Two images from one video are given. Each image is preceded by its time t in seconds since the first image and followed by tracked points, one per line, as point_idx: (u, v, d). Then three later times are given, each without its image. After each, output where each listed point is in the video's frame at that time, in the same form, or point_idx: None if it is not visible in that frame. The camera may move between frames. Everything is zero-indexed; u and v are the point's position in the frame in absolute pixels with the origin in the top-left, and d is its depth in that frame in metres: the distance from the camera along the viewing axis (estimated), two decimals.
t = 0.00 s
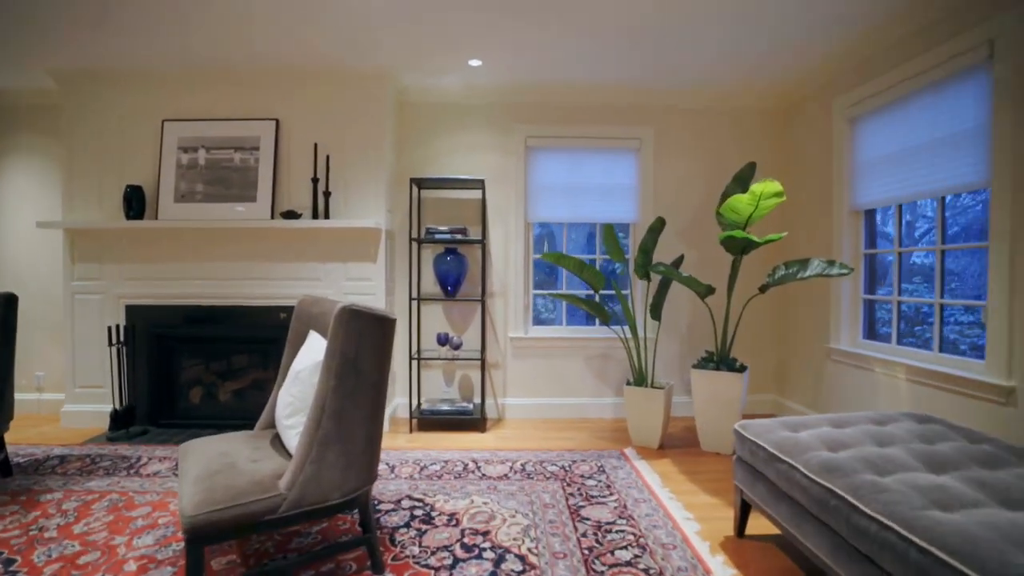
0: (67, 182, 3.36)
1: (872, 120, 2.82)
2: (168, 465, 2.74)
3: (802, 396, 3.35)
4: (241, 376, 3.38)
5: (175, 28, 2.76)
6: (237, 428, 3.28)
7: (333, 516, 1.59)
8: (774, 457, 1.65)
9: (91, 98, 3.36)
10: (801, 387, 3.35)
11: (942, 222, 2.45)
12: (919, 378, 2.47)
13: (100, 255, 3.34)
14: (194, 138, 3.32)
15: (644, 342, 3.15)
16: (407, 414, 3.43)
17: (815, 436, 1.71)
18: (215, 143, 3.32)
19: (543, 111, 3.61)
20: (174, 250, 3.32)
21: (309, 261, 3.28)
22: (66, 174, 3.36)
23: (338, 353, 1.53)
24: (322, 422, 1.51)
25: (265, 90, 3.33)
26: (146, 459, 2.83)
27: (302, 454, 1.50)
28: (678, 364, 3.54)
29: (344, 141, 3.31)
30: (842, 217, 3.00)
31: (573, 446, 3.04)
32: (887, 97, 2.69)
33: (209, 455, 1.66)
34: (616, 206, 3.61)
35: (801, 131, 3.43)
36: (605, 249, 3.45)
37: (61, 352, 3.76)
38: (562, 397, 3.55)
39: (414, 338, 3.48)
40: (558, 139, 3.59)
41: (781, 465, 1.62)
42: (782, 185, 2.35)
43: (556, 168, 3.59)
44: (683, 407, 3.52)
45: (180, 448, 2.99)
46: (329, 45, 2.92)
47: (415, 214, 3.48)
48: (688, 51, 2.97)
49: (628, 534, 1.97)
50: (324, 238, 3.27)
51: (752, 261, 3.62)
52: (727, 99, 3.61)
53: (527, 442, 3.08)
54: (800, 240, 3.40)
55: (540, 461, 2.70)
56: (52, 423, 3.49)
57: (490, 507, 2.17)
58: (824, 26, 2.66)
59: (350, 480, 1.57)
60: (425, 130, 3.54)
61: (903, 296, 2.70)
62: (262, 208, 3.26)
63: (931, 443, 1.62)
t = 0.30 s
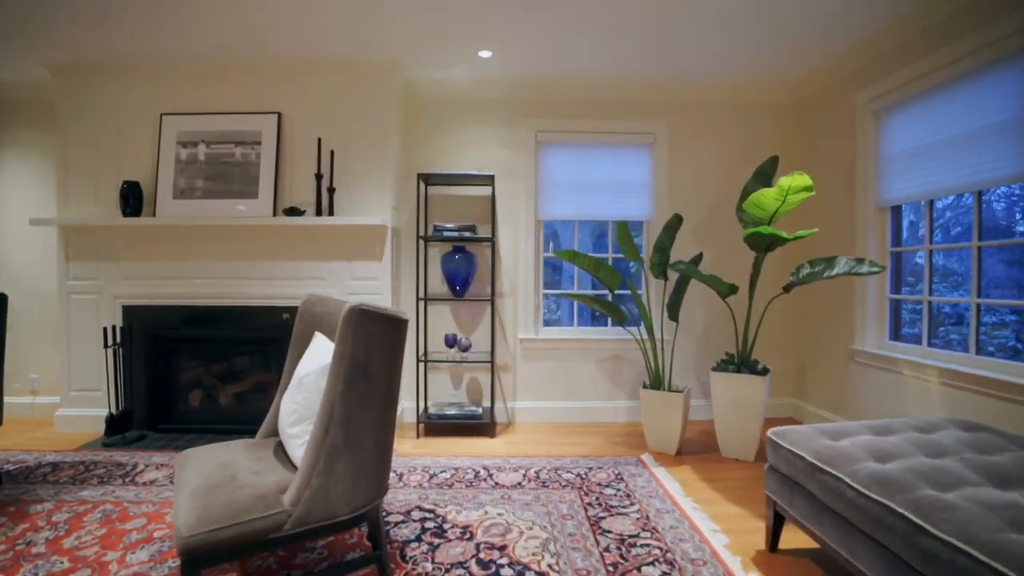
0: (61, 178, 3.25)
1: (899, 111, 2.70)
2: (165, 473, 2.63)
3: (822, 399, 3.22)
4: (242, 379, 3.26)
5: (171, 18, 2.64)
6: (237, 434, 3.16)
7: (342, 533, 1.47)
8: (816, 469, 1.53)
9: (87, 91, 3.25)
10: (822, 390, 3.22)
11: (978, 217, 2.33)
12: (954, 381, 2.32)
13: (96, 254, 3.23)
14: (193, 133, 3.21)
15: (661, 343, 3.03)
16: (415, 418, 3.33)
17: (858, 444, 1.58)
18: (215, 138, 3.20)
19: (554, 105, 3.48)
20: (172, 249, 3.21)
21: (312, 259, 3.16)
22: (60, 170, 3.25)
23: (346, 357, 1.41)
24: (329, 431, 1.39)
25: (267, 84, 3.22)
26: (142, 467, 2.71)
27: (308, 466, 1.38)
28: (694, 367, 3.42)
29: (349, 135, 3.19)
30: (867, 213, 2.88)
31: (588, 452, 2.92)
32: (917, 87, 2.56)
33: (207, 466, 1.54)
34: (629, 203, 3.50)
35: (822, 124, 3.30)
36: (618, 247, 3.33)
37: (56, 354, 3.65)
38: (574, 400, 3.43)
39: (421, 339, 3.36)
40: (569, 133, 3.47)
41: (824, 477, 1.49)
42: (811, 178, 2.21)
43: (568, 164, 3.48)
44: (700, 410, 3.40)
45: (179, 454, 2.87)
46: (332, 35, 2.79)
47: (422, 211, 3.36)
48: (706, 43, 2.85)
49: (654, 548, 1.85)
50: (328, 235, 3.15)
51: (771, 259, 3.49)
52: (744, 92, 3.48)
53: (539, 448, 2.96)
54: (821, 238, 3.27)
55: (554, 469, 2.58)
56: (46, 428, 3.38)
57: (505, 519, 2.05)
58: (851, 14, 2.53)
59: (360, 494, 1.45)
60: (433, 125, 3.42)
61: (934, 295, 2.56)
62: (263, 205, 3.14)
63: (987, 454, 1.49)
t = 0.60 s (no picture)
0: (61, 171, 3.14)
1: (937, 97, 2.55)
2: (167, 477, 2.52)
3: (851, 402, 3.07)
4: (247, 379, 3.15)
5: (171, 4, 2.53)
6: (242, 436, 3.04)
7: (353, 549, 1.34)
8: (872, 480, 1.38)
9: (87, 82, 3.14)
10: (851, 392, 3.07)
11: None
12: (1005, 384, 2.16)
13: (96, 250, 3.12)
14: (196, 124, 3.09)
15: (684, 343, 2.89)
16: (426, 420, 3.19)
17: (917, 453, 1.44)
18: (219, 129, 3.09)
19: (570, 95, 3.35)
20: (175, 244, 3.10)
21: (319, 255, 3.04)
22: (60, 163, 3.14)
23: (358, 355, 1.28)
24: (340, 438, 1.26)
25: (273, 73, 3.10)
26: (143, 471, 2.60)
27: (317, 476, 1.25)
28: (717, 367, 3.28)
29: (357, 126, 3.07)
30: (903, 205, 2.72)
31: (608, 455, 2.78)
32: (960, 71, 2.40)
33: (208, 474, 1.42)
34: (649, 197, 3.36)
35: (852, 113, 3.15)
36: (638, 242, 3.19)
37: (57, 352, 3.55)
38: (592, 401, 3.29)
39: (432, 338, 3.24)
40: (586, 124, 3.33)
41: (883, 490, 1.35)
42: (851, 166, 2.05)
43: (584, 156, 3.34)
44: (723, 413, 3.25)
45: (182, 457, 2.76)
46: (339, 22, 2.66)
47: (433, 205, 3.23)
48: (732, 29, 2.70)
49: (688, 563, 1.72)
50: (336, 230, 3.03)
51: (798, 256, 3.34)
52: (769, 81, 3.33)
53: (556, 452, 2.83)
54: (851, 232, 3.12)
55: (574, 474, 2.44)
56: (46, 428, 3.28)
57: (526, 530, 1.92)
58: None
59: (373, 506, 1.33)
60: (444, 116, 3.29)
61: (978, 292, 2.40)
62: (269, 199, 3.02)
63: None
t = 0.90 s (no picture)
0: (75, 165, 3.08)
1: (1005, 75, 2.35)
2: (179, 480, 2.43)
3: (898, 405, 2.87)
4: (263, 378, 3.06)
5: None
6: (257, 437, 2.95)
7: (374, 568, 1.21)
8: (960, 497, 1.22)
9: (101, 73, 3.07)
10: (899, 395, 2.87)
11: None
12: None
13: (110, 245, 3.05)
14: (210, 115, 3.00)
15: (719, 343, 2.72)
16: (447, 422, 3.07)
17: (1008, 467, 1.27)
18: (233, 120, 2.99)
19: (596, 83, 3.19)
20: (189, 239, 3.01)
21: (336, 250, 2.93)
22: (74, 156, 3.08)
23: (379, 354, 1.16)
24: (360, 446, 1.14)
25: (289, 62, 2.99)
26: (156, 472, 2.51)
27: (335, 487, 1.13)
28: (752, 368, 3.10)
29: (375, 116, 2.95)
30: (960, 194, 2.52)
31: (638, 460, 2.63)
32: None
33: (216, 483, 1.30)
34: (679, 189, 3.19)
35: (899, 98, 2.95)
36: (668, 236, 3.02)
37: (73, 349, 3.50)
38: (619, 403, 3.14)
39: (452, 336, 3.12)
40: (613, 113, 3.18)
41: (975, 509, 1.19)
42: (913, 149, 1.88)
43: (611, 146, 3.19)
44: (759, 416, 3.07)
45: (196, 458, 2.67)
46: (356, 6, 2.54)
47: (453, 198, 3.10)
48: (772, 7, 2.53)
49: None
50: (353, 223, 2.92)
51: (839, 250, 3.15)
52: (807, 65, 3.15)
53: (584, 456, 2.68)
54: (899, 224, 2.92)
55: (605, 481, 2.30)
56: (61, 427, 3.23)
57: (557, 542, 1.78)
58: None
59: (396, 521, 1.20)
60: (464, 106, 3.16)
61: None
62: (284, 192, 2.92)
63: None
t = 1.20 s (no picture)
0: (105, 162, 3.07)
1: None
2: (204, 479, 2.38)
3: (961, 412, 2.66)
4: (288, 376, 3.00)
5: None
6: (282, 437, 2.89)
7: None
8: None
9: (128, 69, 3.05)
10: (962, 401, 2.66)
11: None
12: None
13: (138, 241, 3.03)
14: (236, 109, 2.96)
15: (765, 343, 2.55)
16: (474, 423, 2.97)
17: None
18: (258, 114, 2.94)
19: (630, 70, 3.04)
20: (215, 234, 2.97)
21: (361, 245, 2.85)
22: (103, 153, 3.07)
23: (410, 351, 1.06)
24: (391, 452, 1.04)
25: (314, 54, 2.92)
26: (181, 472, 2.47)
27: (364, 497, 1.03)
28: (798, 370, 2.91)
29: (401, 107, 2.86)
30: None
31: (677, 466, 2.48)
32: None
33: (237, 490, 1.22)
34: (718, 180, 3.03)
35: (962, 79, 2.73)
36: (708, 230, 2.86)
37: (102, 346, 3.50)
38: (654, 406, 2.99)
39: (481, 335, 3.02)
40: (648, 102, 3.02)
41: None
42: (993, 128, 1.71)
43: (646, 136, 3.04)
44: (805, 421, 2.89)
45: (220, 458, 2.62)
46: None
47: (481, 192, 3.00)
48: None
49: None
50: (379, 218, 2.83)
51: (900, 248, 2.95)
52: (858, 47, 2.94)
53: (619, 461, 2.55)
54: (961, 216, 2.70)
55: (644, 489, 2.16)
56: (91, 424, 3.23)
57: (597, 555, 1.66)
58: None
59: (429, 535, 1.09)
60: (493, 96, 3.05)
61: None
62: (309, 186, 2.86)
63: None
